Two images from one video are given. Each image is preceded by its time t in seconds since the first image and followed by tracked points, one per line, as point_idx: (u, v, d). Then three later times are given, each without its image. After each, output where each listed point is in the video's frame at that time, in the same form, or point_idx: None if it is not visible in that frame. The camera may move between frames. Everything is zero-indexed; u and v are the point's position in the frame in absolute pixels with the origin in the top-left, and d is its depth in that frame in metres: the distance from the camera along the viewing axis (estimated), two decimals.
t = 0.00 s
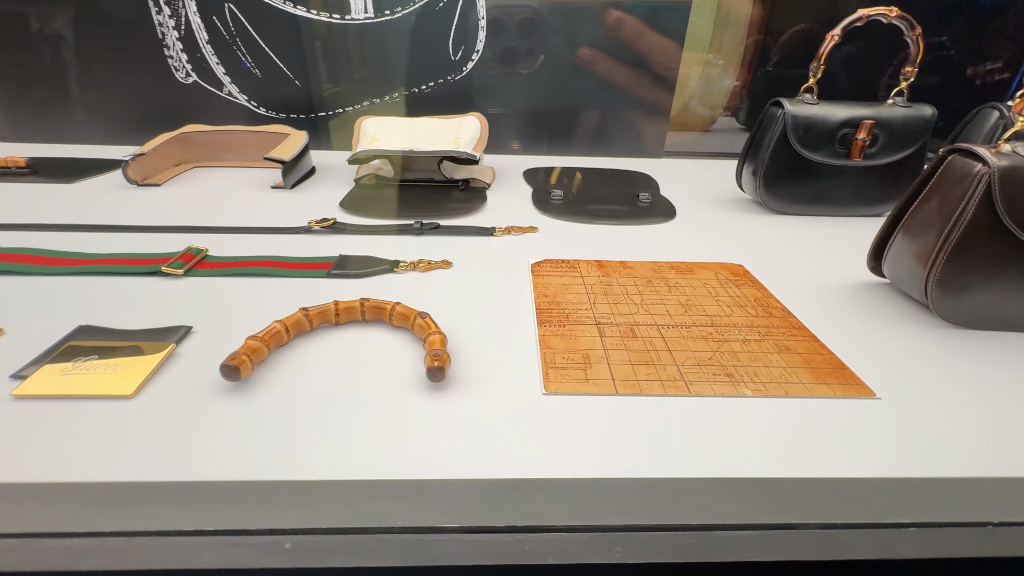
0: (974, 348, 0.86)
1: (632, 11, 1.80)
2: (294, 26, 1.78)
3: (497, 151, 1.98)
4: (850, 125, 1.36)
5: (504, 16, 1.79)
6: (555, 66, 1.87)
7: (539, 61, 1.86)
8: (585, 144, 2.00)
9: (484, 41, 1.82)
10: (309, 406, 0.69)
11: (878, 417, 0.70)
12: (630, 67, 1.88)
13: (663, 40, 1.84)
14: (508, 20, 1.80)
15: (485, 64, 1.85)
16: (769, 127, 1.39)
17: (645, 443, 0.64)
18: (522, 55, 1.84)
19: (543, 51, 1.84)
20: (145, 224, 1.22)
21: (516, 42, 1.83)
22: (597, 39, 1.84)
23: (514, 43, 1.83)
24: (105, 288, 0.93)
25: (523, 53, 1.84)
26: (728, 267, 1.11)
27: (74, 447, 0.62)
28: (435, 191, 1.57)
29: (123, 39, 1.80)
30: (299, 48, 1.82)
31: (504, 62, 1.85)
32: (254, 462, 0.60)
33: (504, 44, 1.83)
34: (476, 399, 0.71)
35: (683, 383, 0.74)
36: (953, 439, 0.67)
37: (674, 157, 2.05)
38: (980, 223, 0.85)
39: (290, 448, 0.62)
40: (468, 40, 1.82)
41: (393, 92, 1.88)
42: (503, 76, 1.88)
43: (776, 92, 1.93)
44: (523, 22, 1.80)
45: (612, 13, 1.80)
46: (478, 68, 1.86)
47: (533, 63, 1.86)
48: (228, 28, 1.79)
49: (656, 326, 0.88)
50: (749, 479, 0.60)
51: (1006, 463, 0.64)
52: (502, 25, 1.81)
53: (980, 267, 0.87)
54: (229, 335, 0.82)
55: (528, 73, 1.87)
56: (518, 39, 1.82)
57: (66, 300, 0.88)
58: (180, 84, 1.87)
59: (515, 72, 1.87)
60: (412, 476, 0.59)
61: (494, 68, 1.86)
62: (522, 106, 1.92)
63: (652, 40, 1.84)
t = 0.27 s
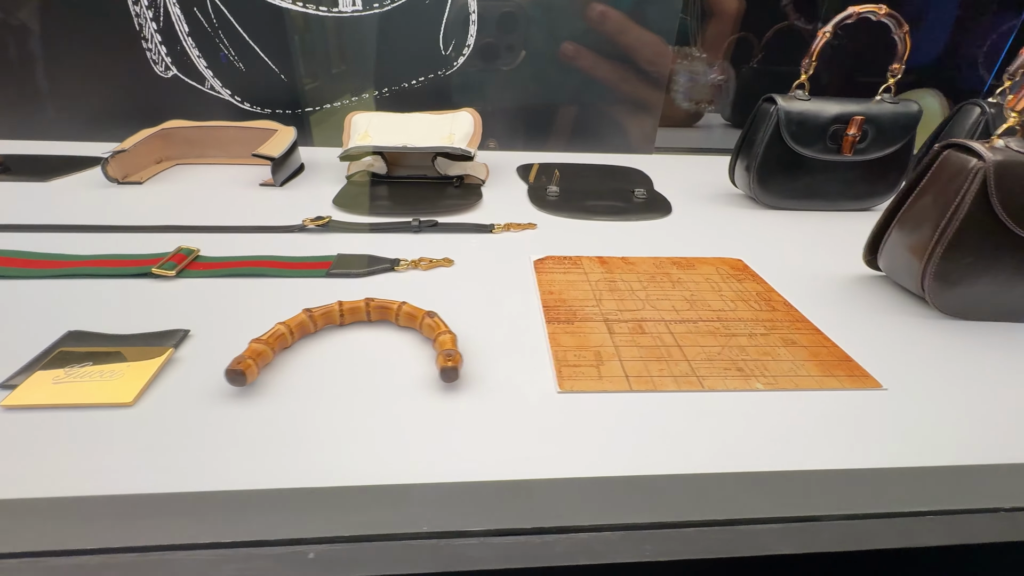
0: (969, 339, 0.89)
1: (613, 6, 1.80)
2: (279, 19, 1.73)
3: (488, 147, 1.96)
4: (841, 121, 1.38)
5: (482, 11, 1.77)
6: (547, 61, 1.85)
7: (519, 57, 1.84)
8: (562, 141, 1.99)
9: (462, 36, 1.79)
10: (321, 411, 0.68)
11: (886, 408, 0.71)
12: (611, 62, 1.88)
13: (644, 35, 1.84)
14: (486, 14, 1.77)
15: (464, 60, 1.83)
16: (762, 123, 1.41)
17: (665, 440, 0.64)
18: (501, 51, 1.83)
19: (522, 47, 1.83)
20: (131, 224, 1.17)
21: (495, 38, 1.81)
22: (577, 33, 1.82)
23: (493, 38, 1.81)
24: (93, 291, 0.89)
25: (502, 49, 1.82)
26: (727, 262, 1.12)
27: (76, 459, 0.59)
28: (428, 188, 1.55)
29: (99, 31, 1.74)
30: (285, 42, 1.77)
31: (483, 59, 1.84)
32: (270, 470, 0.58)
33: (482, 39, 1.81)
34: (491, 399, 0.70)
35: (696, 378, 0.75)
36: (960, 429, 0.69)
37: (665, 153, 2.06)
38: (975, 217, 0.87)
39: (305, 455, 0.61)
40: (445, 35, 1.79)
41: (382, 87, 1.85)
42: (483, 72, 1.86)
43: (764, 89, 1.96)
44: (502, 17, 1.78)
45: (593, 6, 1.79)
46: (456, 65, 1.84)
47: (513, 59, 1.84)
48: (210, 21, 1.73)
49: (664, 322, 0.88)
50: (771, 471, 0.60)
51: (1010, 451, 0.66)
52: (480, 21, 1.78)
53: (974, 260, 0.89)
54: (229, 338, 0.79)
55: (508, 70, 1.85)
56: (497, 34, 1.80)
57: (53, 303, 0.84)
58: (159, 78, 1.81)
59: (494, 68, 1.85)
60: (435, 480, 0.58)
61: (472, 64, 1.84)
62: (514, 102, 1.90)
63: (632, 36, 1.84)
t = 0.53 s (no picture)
0: (970, 334, 0.91)
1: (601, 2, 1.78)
2: (272, 14, 1.70)
3: (486, 145, 1.94)
4: (838, 120, 1.41)
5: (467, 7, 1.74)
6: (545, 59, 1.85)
7: (505, 55, 1.82)
8: (549, 139, 1.98)
9: (446, 32, 1.76)
10: (341, 415, 0.66)
11: (898, 404, 0.73)
12: (601, 59, 1.87)
13: (632, 30, 1.83)
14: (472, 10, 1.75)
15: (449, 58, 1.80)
16: (761, 122, 1.42)
17: (689, 438, 0.65)
18: (488, 49, 1.80)
19: (510, 45, 1.81)
20: (126, 225, 1.14)
21: (482, 36, 1.78)
22: (566, 30, 1.81)
23: (480, 36, 1.78)
24: (92, 295, 0.86)
25: (489, 47, 1.80)
26: (732, 260, 1.13)
27: (90, 469, 0.57)
28: (428, 186, 1.53)
29: (83, 25, 1.69)
30: (278, 37, 1.73)
31: (469, 56, 1.81)
32: (296, 478, 0.58)
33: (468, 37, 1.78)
34: (513, 400, 0.70)
35: (714, 376, 0.75)
36: (970, 423, 0.71)
37: (660, 151, 2.08)
38: (977, 216, 0.90)
39: (331, 462, 0.60)
40: (429, 33, 1.76)
41: (378, 83, 1.82)
42: (469, 70, 1.83)
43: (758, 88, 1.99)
44: (487, 15, 1.76)
45: (582, 2, 1.77)
46: (440, 65, 1.81)
47: (500, 56, 1.82)
48: (200, 14, 1.68)
49: (677, 320, 0.89)
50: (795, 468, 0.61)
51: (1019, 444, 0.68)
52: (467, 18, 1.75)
53: (974, 257, 0.92)
54: (239, 341, 0.77)
55: (494, 68, 1.83)
56: (483, 32, 1.78)
57: (52, 308, 0.82)
58: (147, 73, 1.76)
59: (479, 65, 1.83)
60: (465, 484, 0.57)
61: (459, 61, 1.81)
62: (511, 100, 1.89)
63: (620, 32, 1.84)
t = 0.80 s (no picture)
0: (979, 338, 0.93)
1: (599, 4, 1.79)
2: (278, 16, 1.69)
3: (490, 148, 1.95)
4: (842, 126, 1.42)
5: (461, 8, 1.74)
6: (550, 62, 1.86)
7: (500, 56, 1.82)
8: (542, 142, 1.98)
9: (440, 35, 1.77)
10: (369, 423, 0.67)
11: (915, 408, 0.75)
12: (597, 62, 1.87)
13: (627, 33, 1.83)
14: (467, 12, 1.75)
15: (441, 59, 1.80)
16: (767, 127, 1.44)
17: (714, 444, 0.66)
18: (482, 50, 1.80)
19: (503, 46, 1.81)
20: (137, 229, 1.14)
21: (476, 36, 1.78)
22: (568, 34, 1.82)
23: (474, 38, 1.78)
24: (108, 301, 0.85)
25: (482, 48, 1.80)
26: (743, 264, 1.14)
27: (121, 480, 0.57)
28: (436, 190, 1.53)
29: (86, 27, 1.68)
30: (283, 40, 1.73)
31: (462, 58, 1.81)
32: (331, 487, 0.58)
33: (463, 38, 1.78)
34: (539, 407, 0.70)
35: (734, 382, 0.76)
36: (986, 427, 0.72)
37: (663, 154, 2.09)
38: (986, 222, 0.91)
39: (364, 470, 0.60)
40: (423, 34, 1.76)
41: (383, 86, 1.82)
42: (463, 72, 1.83)
43: (759, 92, 2.01)
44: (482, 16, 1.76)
45: (578, 3, 1.78)
46: (434, 65, 1.81)
47: (494, 58, 1.82)
48: (204, 16, 1.68)
49: (694, 325, 0.90)
50: (821, 473, 0.62)
51: None
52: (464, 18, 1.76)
53: (983, 263, 0.94)
54: (260, 348, 0.77)
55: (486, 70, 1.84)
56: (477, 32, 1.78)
57: (68, 315, 0.81)
58: (150, 75, 1.75)
59: (473, 68, 1.83)
60: (500, 492, 0.58)
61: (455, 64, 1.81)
62: (516, 103, 1.89)
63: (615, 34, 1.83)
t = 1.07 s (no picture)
0: (1001, 340, 0.94)
1: (601, 4, 1.78)
2: (293, 16, 1.70)
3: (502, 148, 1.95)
4: (858, 128, 1.43)
5: (462, 8, 1.74)
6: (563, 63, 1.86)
7: (499, 55, 1.82)
8: (547, 143, 1.98)
9: (439, 35, 1.77)
10: (407, 422, 0.67)
11: (943, 409, 0.75)
12: (598, 62, 1.87)
13: (627, 33, 1.83)
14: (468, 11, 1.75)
15: (441, 59, 1.80)
16: (783, 129, 1.44)
17: (748, 444, 0.66)
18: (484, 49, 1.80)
19: (503, 46, 1.81)
20: (159, 229, 1.14)
21: (476, 35, 1.78)
22: (581, 35, 1.82)
23: (474, 37, 1.79)
24: (138, 300, 0.86)
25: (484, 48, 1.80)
26: (763, 266, 1.15)
27: (166, 478, 0.58)
28: (452, 190, 1.54)
29: (102, 27, 1.69)
30: (298, 40, 1.73)
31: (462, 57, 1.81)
32: (373, 486, 0.58)
33: (464, 37, 1.78)
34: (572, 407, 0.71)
35: (764, 383, 0.77)
36: (1015, 428, 0.73)
37: (674, 155, 2.10)
38: (1009, 225, 0.92)
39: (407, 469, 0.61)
40: (423, 35, 1.76)
41: (397, 87, 1.83)
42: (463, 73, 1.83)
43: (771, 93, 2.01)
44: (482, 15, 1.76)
45: (580, 4, 1.78)
46: (433, 64, 1.81)
47: (495, 57, 1.82)
48: (220, 16, 1.68)
49: (719, 327, 0.90)
50: (856, 473, 0.63)
51: None
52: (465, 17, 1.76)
53: (1006, 266, 0.94)
54: (292, 347, 0.77)
55: (485, 69, 1.84)
56: (477, 31, 1.78)
57: (100, 313, 0.82)
58: (165, 74, 1.76)
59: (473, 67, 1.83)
60: (541, 491, 0.58)
61: (455, 64, 1.82)
62: (528, 104, 1.90)
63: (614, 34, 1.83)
